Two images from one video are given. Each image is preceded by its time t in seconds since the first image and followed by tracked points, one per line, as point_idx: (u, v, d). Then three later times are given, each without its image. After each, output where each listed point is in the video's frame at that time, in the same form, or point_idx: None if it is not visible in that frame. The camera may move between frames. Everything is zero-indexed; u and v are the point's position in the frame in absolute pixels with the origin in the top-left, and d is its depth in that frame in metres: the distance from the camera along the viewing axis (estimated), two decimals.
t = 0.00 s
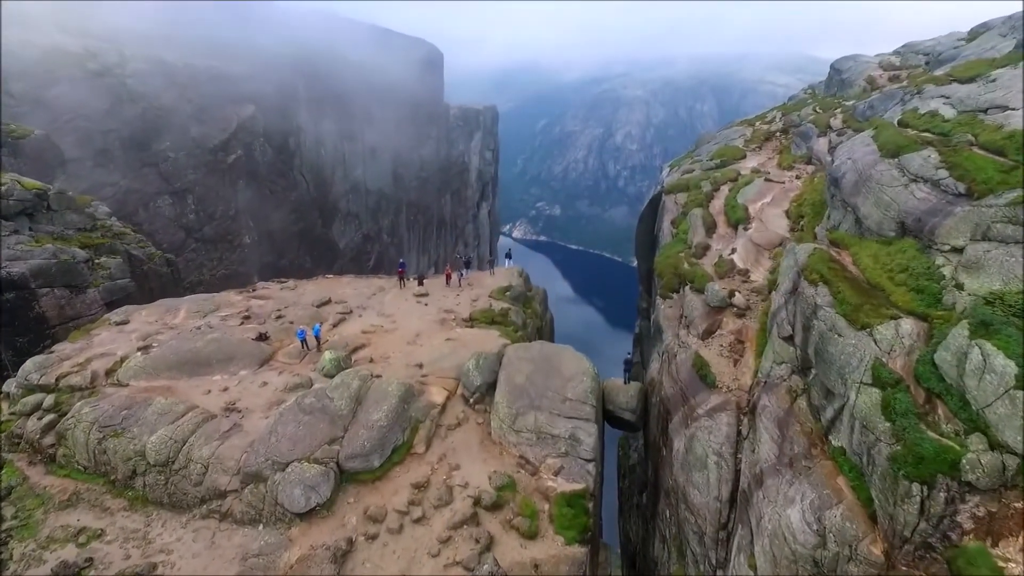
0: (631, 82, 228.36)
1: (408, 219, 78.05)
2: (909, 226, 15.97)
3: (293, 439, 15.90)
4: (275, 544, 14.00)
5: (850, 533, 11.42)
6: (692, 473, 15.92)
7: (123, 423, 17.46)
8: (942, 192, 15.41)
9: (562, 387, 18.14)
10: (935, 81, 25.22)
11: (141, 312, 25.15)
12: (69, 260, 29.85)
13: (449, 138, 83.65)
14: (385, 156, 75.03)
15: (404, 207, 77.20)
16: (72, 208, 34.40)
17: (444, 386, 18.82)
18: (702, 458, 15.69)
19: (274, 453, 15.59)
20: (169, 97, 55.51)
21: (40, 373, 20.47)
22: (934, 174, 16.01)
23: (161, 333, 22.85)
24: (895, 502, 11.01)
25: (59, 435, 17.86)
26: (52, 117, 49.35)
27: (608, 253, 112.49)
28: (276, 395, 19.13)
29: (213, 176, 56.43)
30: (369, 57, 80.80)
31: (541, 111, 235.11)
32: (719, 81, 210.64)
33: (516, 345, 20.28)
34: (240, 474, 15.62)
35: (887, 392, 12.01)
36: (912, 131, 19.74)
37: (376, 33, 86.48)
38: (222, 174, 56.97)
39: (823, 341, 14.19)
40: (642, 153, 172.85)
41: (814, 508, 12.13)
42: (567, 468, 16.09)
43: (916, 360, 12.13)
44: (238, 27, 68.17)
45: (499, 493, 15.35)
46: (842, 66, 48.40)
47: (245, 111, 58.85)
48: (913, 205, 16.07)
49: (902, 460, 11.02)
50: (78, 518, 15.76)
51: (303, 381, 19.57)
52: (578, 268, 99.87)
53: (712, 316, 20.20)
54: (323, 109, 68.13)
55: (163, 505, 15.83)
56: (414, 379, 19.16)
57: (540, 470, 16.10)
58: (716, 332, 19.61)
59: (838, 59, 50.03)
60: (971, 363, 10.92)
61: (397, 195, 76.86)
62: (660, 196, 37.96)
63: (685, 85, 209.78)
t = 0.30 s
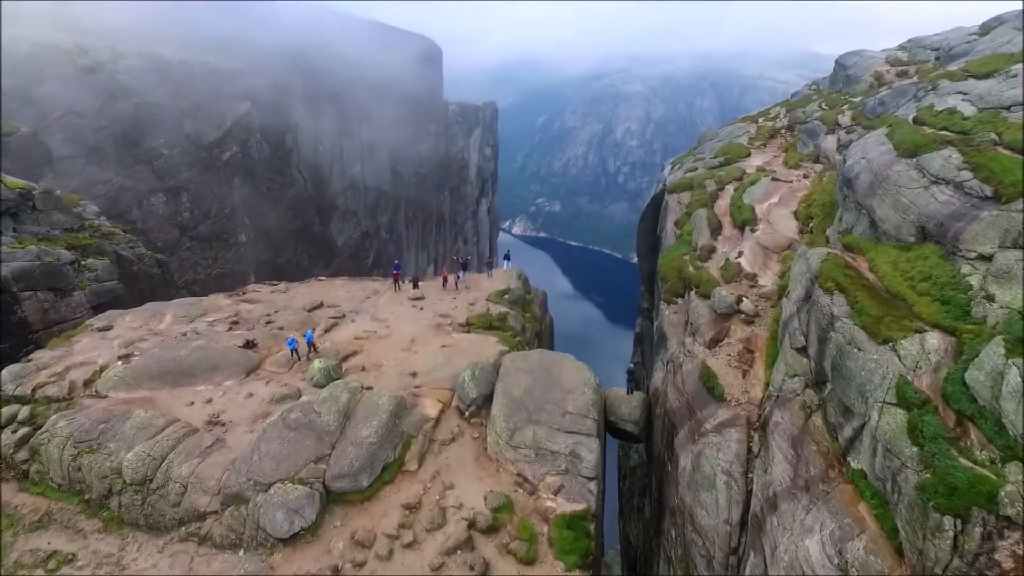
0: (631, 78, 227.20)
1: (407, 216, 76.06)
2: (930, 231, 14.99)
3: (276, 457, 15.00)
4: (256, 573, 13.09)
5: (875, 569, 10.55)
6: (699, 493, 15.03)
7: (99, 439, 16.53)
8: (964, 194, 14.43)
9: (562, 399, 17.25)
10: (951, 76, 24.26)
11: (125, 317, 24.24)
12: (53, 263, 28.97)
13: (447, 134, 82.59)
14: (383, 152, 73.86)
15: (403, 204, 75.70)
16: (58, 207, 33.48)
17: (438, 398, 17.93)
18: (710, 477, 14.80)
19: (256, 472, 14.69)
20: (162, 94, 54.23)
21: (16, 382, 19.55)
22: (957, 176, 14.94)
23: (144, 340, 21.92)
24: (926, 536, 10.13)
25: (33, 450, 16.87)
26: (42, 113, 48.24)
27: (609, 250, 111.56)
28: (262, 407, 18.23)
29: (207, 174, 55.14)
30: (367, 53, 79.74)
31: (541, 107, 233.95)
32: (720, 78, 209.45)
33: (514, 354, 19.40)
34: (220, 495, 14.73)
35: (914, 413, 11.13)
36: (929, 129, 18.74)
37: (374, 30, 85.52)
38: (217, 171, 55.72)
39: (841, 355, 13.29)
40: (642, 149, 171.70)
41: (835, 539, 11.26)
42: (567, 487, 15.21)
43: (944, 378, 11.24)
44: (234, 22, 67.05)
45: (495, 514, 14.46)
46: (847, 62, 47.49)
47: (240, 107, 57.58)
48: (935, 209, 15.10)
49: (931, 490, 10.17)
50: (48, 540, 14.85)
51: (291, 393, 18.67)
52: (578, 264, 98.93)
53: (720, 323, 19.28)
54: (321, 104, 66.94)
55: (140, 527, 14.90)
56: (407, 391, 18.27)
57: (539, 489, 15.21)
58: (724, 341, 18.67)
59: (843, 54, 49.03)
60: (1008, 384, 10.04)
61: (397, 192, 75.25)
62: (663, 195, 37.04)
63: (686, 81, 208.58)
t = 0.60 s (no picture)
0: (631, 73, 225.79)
1: (406, 212, 75.09)
2: (958, 238, 13.86)
3: (253, 483, 13.93)
4: None
5: None
6: (709, 521, 13.93)
7: (66, 460, 15.44)
8: (994, 198, 13.27)
9: (561, 417, 16.17)
10: (969, 71, 23.12)
11: (103, 325, 23.15)
12: (32, 266, 28.06)
13: (446, 130, 81.40)
14: (381, 148, 72.59)
15: (401, 201, 74.52)
16: (40, 207, 32.45)
17: (429, 415, 16.90)
18: (721, 504, 13.72)
19: (231, 500, 13.64)
20: (153, 91, 52.63)
21: None
22: (988, 178, 13.76)
23: (122, 350, 20.83)
24: None
25: None
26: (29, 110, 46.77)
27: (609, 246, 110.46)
28: (243, 423, 17.17)
29: (200, 171, 53.72)
30: (364, 47, 78.45)
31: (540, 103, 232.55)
32: (719, 73, 208.11)
33: (510, 366, 18.33)
34: (192, 524, 13.68)
35: (953, 446, 10.12)
36: (952, 127, 17.59)
37: (372, 25, 84.28)
38: (210, 168, 54.30)
39: (865, 374, 12.20)
40: (643, 144, 170.37)
41: None
42: (567, 514, 14.14)
43: (985, 407, 10.22)
44: (228, 15, 65.63)
45: (489, 544, 13.38)
46: (853, 56, 46.33)
47: (235, 103, 56.30)
48: (963, 214, 13.91)
49: (975, 535, 9.27)
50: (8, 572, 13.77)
51: (274, 408, 17.59)
52: (578, 260, 97.76)
53: (728, 334, 18.17)
54: (317, 100, 65.66)
55: (106, 557, 13.80)
56: (396, 407, 17.21)
57: (536, 516, 14.12)
58: (733, 353, 17.56)
59: (848, 48, 47.84)
60: None
61: (396, 189, 74.03)
62: (665, 194, 35.91)
63: (686, 77, 207.15)
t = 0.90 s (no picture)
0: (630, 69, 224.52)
1: (405, 209, 74.17)
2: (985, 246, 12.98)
3: (230, 506, 13.05)
4: None
5: None
6: (716, 546, 13.04)
7: (33, 480, 14.55)
8: None
9: (559, 433, 15.30)
10: (985, 66, 22.20)
11: (83, 330, 22.25)
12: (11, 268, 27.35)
13: (444, 127, 80.36)
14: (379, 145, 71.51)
15: (399, 198, 73.56)
16: (23, 209, 31.86)
17: (419, 430, 16.03)
18: (730, 529, 12.81)
19: (206, 525, 12.76)
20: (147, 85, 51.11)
21: None
22: (1015, 181, 12.87)
23: (100, 358, 19.92)
24: None
25: None
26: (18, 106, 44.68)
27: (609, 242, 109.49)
28: (224, 438, 16.27)
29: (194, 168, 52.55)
30: (361, 42, 77.23)
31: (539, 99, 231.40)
32: (719, 70, 207.01)
33: (505, 377, 17.47)
34: (162, 550, 12.80)
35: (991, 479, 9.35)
36: (972, 126, 16.68)
37: (369, 19, 83.02)
38: (204, 165, 53.06)
39: (886, 393, 11.32)
40: (643, 141, 169.27)
41: None
42: (565, 538, 13.25)
43: None
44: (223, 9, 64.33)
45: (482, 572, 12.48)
46: (858, 52, 45.38)
47: (229, 100, 55.16)
48: (990, 219, 13.06)
49: None
50: None
51: (257, 421, 16.68)
52: (577, 256, 96.85)
53: (735, 343, 17.27)
54: (314, 96, 64.48)
55: None
56: (385, 421, 16.34)
57: (533, 541, 13.23)
58: (741, 363, 16.65)
59: (854, 43, 46.88)
60: None
61: (394, 186, 73.08)
62: (667, 192, 34.98)
63: (686, 73, 205.96)
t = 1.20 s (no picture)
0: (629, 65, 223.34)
1: (403, 206, 73.22)
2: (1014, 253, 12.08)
3: (204, 533, 12.17)
4: None
5: None
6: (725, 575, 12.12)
7: None
8: None
9: (556, 450, 14.43)
10: (1003, 61, 21.25)
11: (61, 336, 21.29)
12: None
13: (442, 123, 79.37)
14: (377, 141, 70.44)
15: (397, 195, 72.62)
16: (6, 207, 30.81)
17: (409, 446, 15.14)
18: (740, 558, 11.90)
19: (177, 554, 11.88)
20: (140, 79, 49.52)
21: None
22: None
23: (77, 366, 18.99)
24: None
25: None
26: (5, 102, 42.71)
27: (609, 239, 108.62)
28: (203, 454, 15.37)
29: (187, 164, 50.96)
30: (358, 37, 75.97)
31: (538, 95, 230.22)
32: (719, 65, 205.97)
33: (500, 390, 16.62)
34: None
35: None
36: (994, 124, 15.75)
37: (366, 14, 81.77)
38: (198, 162, 51.58)
39: (914, 416, 10.41)
40: (643, 137, 168.23)
41: None
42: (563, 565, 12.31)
43: None
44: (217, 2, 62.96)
45: None
46: (864, 47, 44.44)
47: (224, 95, 53.93)
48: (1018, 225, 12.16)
49: None
50: None
51: (239, 435, 15.79)
52: (577, 253, 95.95)
53: (743, 353, 16.36)
54: (311, 92, 63.23)
55: None
56: (373, 436, 15.46)
57: (528, 568, 12.28)
58: (749, 375, 15.75)
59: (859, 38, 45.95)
60: None
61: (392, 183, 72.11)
62: (669, 190, 34.06)
63: (686, 68, 204.87)
